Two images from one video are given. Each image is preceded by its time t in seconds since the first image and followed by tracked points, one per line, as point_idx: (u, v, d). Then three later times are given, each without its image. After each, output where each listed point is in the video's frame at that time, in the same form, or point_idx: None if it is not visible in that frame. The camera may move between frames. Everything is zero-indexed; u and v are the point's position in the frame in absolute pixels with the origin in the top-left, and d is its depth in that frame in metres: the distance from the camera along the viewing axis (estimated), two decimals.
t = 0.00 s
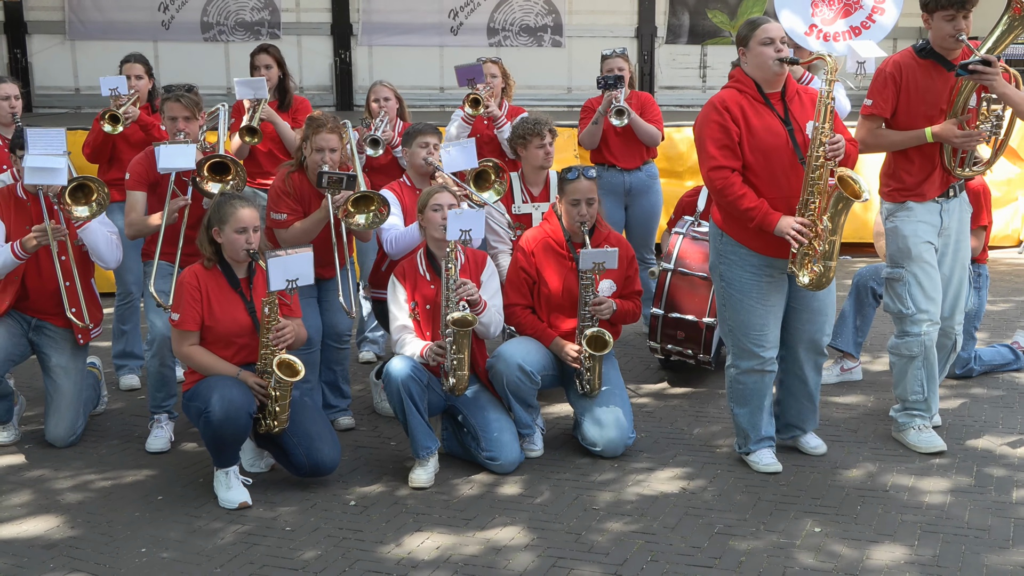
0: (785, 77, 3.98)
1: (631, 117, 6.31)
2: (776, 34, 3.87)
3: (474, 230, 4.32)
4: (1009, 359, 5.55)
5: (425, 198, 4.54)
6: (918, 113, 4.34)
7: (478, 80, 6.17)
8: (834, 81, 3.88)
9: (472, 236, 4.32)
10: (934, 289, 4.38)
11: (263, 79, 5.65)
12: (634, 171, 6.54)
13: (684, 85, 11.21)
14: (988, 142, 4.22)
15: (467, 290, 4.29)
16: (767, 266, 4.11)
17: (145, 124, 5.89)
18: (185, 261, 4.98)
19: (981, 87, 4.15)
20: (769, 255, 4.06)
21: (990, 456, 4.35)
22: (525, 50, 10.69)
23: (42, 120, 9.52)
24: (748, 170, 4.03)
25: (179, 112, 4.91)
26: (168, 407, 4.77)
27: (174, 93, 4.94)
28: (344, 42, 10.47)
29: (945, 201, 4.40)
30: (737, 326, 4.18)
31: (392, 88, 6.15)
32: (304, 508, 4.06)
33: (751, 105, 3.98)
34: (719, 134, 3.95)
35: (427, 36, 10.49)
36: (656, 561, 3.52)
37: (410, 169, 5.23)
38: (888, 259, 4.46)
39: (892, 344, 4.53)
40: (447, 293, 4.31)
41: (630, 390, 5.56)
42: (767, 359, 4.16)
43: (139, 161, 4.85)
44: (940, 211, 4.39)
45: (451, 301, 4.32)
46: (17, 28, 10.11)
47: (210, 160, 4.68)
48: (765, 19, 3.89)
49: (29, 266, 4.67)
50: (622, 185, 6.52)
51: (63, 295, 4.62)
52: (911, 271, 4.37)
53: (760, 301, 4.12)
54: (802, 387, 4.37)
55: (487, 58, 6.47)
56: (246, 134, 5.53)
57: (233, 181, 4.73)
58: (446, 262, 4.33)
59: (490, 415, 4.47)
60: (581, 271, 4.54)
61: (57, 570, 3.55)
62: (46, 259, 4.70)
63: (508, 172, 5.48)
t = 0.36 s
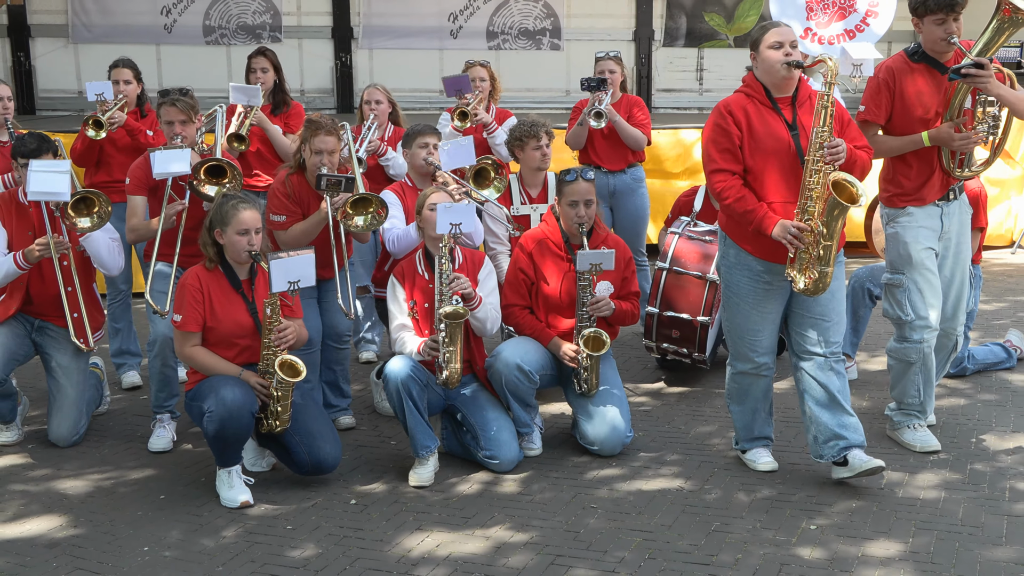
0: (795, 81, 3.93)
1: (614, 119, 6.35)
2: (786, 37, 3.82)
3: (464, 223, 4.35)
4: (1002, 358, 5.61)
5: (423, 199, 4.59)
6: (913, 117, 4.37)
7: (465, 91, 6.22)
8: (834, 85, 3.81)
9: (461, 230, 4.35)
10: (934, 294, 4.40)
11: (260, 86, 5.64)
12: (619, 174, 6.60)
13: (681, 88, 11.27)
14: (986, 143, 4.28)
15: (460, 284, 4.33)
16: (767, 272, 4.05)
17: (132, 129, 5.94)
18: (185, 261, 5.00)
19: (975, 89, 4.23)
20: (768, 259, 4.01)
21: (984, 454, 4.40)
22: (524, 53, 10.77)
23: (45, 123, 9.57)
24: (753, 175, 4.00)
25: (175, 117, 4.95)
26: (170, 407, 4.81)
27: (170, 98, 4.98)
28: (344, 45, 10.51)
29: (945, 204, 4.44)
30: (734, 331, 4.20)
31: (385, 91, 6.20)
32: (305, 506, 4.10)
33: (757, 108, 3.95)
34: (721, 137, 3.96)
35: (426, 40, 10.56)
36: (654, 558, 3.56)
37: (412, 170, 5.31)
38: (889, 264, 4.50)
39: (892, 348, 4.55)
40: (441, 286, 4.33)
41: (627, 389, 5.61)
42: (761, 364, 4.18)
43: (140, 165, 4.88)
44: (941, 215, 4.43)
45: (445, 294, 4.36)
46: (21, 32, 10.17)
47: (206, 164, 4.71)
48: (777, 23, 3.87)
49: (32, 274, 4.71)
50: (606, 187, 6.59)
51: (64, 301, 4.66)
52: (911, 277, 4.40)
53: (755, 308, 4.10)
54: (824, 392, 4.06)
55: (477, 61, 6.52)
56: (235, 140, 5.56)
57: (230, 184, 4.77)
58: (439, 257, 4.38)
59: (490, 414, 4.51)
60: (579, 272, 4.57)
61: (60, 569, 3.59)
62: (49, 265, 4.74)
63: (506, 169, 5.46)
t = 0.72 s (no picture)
0: (813, 85, 3.78)
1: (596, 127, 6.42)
2: (804, 41, 3.67)
3: (446, 226, 4.40)
4: (983, 357, 5.69)
5: (410, 202, 4.62)
6: (897, 122, 4.43)
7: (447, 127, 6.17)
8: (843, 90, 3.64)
9: (443, 233, 4.40)
10: (920, 300, 4.41)
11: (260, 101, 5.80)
12: (597, 177, 6.66)
13: (666, 91, 11.36)
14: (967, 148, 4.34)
15: (442, 286, 4.35)
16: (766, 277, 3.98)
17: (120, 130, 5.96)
18: (172, 262, 5.00)
19: (956, 94, 4.26)
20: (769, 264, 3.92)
21: (965, 453, 4.46)
22: (510, 58, 10.83)
23: (33, 127, 9.56)
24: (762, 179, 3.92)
25: (160, 121, 4.96)
26: (159, 409, 4.84)
27: (153, 102, 4.98)
28: (331, 49, 10.53)
29: (930, 208, 4.45)
30: (734, 336, 4.16)
31: (369, 96, 6.22)
32: (293, 507, 4.13)
33: (769, 111, 3.84)
34: (729, 138, 3.90)
35: (412, 43, 10.60)
36: (640, 557, 3.60)
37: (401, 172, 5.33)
38: (875, 271, 4.49)
39: (878, 352, 4.55)
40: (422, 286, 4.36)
41: (613, 390, 5.66)
42: (759, 367, 4.15)
43: (126, 170, 4.89)
44: (927, 218, 4.43)
45: (426, 296, 4.38)
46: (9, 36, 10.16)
47: (190, 170, 4.72)
48: (795, 23, 3.71)
49: (21, 279, 4.74)
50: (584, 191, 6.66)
51: (52, 305, 4.67)
52: (899, 285, 4.40)
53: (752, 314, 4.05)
54: (816, 410, 3.98)
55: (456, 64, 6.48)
56: (238, 153, 5.75)
57: (214, 190, 4.79)
58: (422, 260, 4.41)
59: (477, 415, 4.55)
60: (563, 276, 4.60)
61: (49, 570, 3.60)
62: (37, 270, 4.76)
63: (494, 169, 5.49)
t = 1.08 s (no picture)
0: (815, 87, 3.70)
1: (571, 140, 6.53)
2: (807, 43, 3.59)
3: (422, 244, 4.37)
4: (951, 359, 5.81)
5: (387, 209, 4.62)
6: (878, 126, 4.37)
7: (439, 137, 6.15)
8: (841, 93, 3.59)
9: (420, 250, 4.38)
10: (892, 306, 4.39)
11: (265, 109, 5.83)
12: (568, 184, 6.72)
13: (639, 98, 11.49)
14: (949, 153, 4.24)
15: (417, 301, 4.39)
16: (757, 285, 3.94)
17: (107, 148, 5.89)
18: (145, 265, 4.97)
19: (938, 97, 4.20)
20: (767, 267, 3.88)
21: (934, 454, 4.55)
22: (485, 65, 10.92)
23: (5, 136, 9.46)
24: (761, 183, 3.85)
25: (136, 129, 4.94)
26: (134, 415, 4.84)
27: (130, 108, 4.95)
28: (307, 57, 10.54)
29: (912, 213, 4.36)
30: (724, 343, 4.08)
31: (350, 103, 6.19)
32: (270, 513, 4.14)
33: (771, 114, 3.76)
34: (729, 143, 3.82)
35: (388, 50, 10.64)
36: (615, 560, 3.64)
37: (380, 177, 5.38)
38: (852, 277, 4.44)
39: (850, 355, 4.62)
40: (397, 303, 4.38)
41: (589, 394, 5.71)
42: (745, 376, 4.07)
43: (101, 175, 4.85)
44: (907, 223, 4.35)
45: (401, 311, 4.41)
46: None
47: (164, 181, 4.70)
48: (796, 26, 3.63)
49: None
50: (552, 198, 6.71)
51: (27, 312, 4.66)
52: (872, 292, 4.35)
53: (742, 322, 4.00)
54: (797, 419, 4.02)
55: (433, 71, 6.51)
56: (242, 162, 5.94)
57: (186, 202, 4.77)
58: (397, 275, 4.42)
59: (452, 420, 4.59)
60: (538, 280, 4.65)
61: None
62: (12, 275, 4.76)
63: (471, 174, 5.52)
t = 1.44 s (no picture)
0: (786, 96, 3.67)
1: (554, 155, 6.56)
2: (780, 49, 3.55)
3: (388, 262, 4.33)
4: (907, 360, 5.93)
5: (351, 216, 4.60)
6: (862, 125, 4.37)
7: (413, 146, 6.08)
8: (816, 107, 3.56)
9: (385, 269, 4.33)
10: (865, 310, 4.43)
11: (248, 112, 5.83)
12: (534, 189, 6.78)
13: (599, 102, 11.58)
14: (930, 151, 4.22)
15: (381, 316, 4.38)
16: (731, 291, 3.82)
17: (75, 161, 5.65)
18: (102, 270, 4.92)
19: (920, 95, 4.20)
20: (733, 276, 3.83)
21: (890, 454, 4.63)
22: (446, 69, 10.95)
23: None
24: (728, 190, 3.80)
25: (102, 135, 4.90)
26: (93, 422, 4.78)
27: (98, 115, 4.90)
28: (267, 61, 10.54)
29: (893, 216, 4.33)
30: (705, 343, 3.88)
31: (325, 108, 6.16)
32: (231, 520, 4.12)
33: (740, 121, 3.72)
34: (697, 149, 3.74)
35: (349, 55, 10.62)
36: (577, 562, 3.68)
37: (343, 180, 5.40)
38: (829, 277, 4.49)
39: (819, 353, 4.65)
40: (361, 318, 4.38)
41: (551, 397, 5.75)
42: (729, 383, 3.84)
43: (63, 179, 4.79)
44: (889, 226, 4.33)
45: (365, 327, 4.40)
46: None
47: (127, 192, 4.71)
48: (768, 32, 3.59)
49: None
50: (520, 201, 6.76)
51: None
52: (845, 294, 4.40)
53: (722, 327, 3.83)
54: (757, 420, 4.06)
55: (404, 75, 6.52)
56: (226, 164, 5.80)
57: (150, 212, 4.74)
58: (362, 290, 4.39)
59: (415, 424, 4.60)
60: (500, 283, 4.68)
61: None
62: None
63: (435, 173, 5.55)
